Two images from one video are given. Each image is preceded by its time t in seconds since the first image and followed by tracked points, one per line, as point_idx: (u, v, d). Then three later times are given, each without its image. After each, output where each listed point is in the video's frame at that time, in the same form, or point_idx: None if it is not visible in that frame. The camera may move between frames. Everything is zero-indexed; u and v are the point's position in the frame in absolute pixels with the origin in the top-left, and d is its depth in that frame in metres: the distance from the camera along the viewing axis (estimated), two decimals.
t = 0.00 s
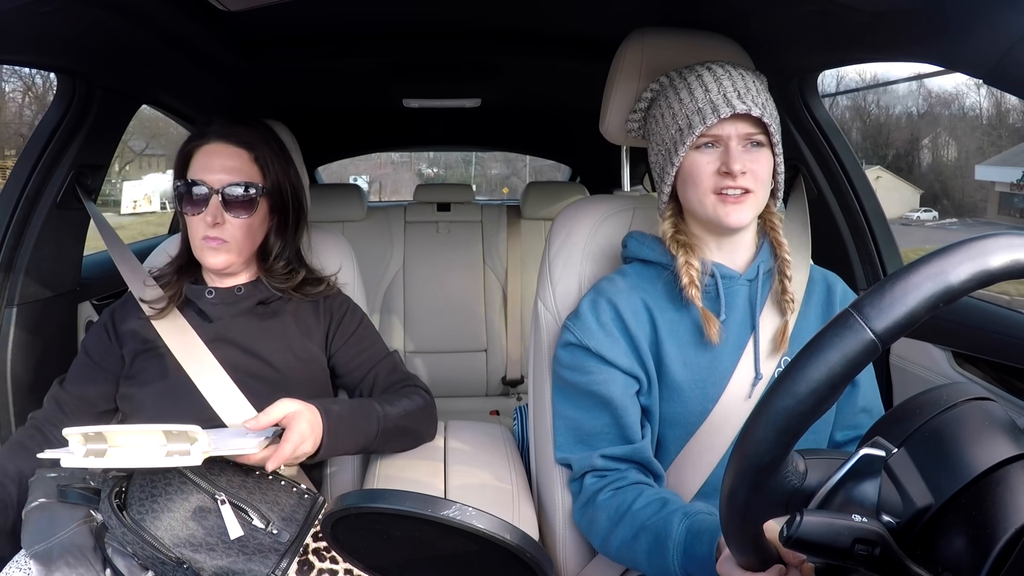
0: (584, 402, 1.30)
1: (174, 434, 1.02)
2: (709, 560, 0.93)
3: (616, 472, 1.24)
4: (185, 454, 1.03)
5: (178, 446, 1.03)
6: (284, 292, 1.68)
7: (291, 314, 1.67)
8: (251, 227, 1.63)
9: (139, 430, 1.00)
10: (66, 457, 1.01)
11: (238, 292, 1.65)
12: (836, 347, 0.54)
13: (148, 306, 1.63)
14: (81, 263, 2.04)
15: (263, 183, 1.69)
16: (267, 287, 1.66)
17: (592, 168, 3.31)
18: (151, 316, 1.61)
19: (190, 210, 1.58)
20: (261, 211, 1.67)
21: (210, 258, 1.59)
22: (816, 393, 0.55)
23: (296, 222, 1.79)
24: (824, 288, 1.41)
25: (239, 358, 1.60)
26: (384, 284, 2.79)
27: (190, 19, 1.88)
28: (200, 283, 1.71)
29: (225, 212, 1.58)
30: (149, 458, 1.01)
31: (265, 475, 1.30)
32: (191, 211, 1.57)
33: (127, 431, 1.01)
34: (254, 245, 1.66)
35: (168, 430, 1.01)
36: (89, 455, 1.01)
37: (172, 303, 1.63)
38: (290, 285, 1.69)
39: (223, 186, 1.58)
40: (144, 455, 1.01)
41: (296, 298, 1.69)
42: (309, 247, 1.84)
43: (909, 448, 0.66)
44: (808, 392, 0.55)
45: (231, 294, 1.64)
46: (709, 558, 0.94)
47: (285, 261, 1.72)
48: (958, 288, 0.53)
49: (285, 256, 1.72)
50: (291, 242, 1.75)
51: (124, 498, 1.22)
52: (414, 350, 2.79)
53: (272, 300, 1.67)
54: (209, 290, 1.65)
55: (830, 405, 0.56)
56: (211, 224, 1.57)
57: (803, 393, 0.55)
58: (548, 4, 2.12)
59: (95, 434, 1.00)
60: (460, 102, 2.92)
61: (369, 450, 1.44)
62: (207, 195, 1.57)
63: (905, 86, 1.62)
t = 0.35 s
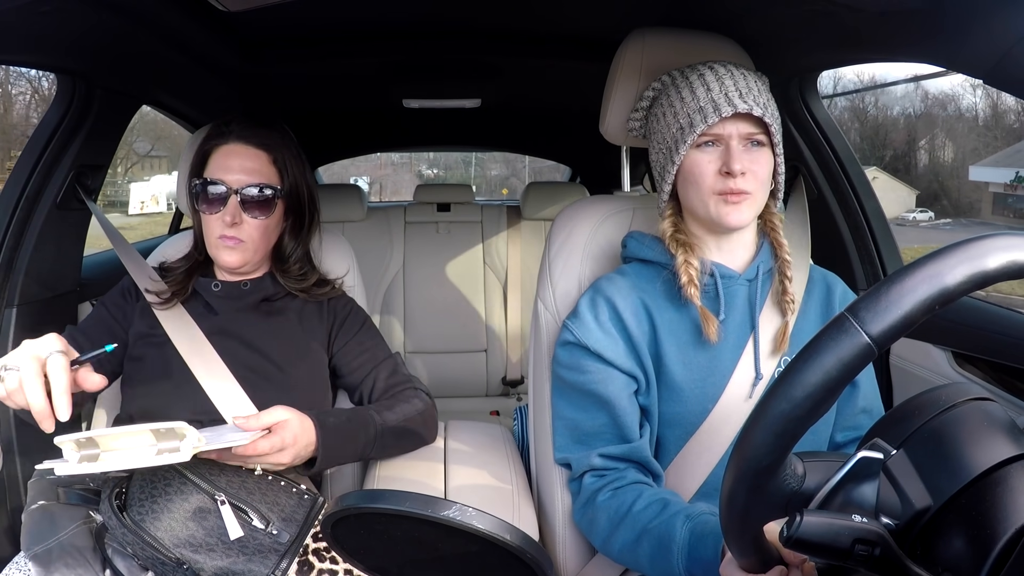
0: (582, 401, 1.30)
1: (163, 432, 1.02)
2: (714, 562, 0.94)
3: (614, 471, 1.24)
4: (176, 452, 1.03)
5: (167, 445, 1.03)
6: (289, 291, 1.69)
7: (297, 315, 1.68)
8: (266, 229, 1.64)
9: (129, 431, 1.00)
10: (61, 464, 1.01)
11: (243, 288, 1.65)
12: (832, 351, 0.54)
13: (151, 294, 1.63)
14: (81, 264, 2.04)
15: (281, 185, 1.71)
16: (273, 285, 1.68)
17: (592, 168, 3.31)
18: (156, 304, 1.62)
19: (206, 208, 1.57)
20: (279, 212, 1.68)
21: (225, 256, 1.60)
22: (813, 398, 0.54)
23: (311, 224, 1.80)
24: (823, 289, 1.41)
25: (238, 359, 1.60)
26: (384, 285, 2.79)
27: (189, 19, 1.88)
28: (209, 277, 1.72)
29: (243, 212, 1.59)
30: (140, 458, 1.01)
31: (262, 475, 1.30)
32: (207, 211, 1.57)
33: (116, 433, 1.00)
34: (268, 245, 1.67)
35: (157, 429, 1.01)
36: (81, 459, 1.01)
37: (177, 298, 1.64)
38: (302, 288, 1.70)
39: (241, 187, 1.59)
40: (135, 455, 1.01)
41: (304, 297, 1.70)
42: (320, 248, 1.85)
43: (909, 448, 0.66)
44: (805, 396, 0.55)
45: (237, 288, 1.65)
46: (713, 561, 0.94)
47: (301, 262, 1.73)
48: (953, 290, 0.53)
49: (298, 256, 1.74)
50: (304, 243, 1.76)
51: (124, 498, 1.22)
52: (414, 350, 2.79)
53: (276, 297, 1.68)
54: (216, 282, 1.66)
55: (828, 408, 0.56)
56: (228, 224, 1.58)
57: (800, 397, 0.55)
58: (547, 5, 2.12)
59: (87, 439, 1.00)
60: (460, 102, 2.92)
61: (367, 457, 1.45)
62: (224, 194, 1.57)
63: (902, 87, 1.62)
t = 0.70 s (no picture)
0: (582, 400, 1.30)
1: (168, 429, 1.03)
2: (717, 563, 0.94)
3: (615, 471, 1.24)
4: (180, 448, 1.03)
5: (171, 441, 1.03)
6: (291, 289, 1.68)
7: (298, 313, 1.68)
8: (269, 228, 1.64)
9: (129, 426, 1.01)
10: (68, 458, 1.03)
11: (246, 287, 1.65)
12: (826, 355, 0.54)
13: (154, 293, 1.62)
14: (81, 263, 2.04)
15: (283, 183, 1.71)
16: (276, 284, 1.67)
17: (592, 168, 3.31)
18: (162, 305, 1.61)
19: (211, 208, 1.57)
20: (281, 212, 1.68)
21: (227, 255, 1.60)
22: (809, 401, 0.54)
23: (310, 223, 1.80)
24: (825, 291, 1.41)
25: (238, 359, 1.59)
26: (384, 285, 2.79)
27: (189, 19, 1.87)
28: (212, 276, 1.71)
29: (245, 210, 1.59)
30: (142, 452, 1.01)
31: (262, 475, 1.30)
32: (208, 209, 1.57)
33: (115, 430, 1.02)
34: (270, 245, 1.67)
35: (161, 425, 1.02)
36: (86, 453, 1.05)
37: (180, 298, 1.63)
38: (304, 285, 1.69)
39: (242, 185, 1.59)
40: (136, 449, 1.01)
41: (306, 296, 1.69)
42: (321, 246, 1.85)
43: (908, 449, 0.66)
44: (802, 401, 0.55)
45: (240, 287, 1.65)
46: (716, 562, 0.94)
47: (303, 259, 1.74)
48: (949, 293, 0.53)
49: (299, 253, 1.74)
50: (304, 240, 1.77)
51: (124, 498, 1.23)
52: (415, 350, 2.79)
53: (279, 297, 1.67)
54: (219, 282, 1.65)
55: (824, 411, 0.55)
56: (231, 222, 1.58)
57: (797, 403, 0.55)
58: (547, 4, 2.12)
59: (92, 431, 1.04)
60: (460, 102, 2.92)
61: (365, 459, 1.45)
62: (226, 192, 1.57)
63: (901, 87, 1.62)
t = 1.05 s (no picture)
0: (582, 400, 1.30)
1: (188, 416, 1.02)
2: (716, 565, 0.94)
3: (616, 471, 1.24)
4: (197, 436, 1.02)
5: (189, 429, 1.02)
6: (286, 287, 1.69)
7: (292, 312, 1.67)
8: (267, 223, 1.64)
9: (151, 411, 1.01)
10: (76, 438, 1.02)
11: (241, 287, 1.65)
12: (825, 355, 0.54)
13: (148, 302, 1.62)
14: (81, 264, 2.04)
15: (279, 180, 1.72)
16: (271, 283, 1.67)
17: (592, 168, 3.31)
18: (153, 313, 1.60)
19: (209, 203, 1.57)
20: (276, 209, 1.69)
21: (224, 250, 1.60)
22: (808, 402, 0.54)
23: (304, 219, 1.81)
24: (825, 292, 1.41)
25: (238, 360, 1.59)
26: (384, 285, 2.79)
27: (188, 19, 1.88)
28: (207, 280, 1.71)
29: (242, 205, 1.59)
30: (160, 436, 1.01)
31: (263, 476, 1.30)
32: (207, 206, 1.57)
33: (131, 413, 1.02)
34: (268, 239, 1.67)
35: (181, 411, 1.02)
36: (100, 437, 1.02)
37: (173, 302, 1.63)
38: (298, 283, 1.70)
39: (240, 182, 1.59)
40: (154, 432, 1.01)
41: (298, 293, 1.69)
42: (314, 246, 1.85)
43: (908, 449, 0.66)
44: (801, 403, 0.55)
45: (235, 288, 1.65)
46: (716, 563, 0.94)
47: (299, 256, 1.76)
48: (950, 292, 0.53)
49: (296, 251, 1.76)
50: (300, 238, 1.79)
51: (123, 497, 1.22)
52: (415, 350, 2.79)
53: (273, 295, 1.67)
54: (213, 283, 1.65)
55: (824, 412, 0.55)
56: (229, 217, 1.58)
57: (796, 404, 0.55)
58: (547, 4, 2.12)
59: (106, 415, 1.02)
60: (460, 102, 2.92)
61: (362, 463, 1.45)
62: (225, 190, 1.58)
63: (899, 87, 1.62)
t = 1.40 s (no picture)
0: (583, 400, 1.30)
1: (206, 387, 1.07)
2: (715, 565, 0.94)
3: (616, 471, 1.24)
4: (212, 405, 1.06)
5: (205, 398, 1.07)
6: (284, 284, 1.70)
7: (291, 310, 1.67)
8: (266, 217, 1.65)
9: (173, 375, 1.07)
10: (96, 390, 1.10)
11: (239, 286, 1.66)
12: (825, 356, 0.54)
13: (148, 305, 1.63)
14: (81, 264, 2.04)
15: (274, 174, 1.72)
16: (269, 281, 1.68)
17: (592, 168, 3.31)
18: (155, 317, 1.61)
19: (208, 200, 1.58)
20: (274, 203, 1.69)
21: (224, 246, 1.59)
22: (808, 402, 0.54)
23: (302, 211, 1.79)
24: (825, 292, 1.41)
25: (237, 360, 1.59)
26: (383, 286, 2.79)
27: (188, 19, 1.88)
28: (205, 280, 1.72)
29: (241, 199, 1.60)
30: (177, 399, 1.07)
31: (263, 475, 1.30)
32: (206, 201, 1.58)
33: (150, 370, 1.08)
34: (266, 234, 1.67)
35: (201, 380, 1.07)
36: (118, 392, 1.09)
37: (173, 303, 1.63)
38: (296, 279, 1.71)
39: (238, 177, 1.60)
40: (171, 395, 1.07)
41: (298, 290, 1.70)
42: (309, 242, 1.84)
43: (908, 449, 0.66)
44: (801, 403, 0.55)
45: (234, 287, 1.65)
46: (716, 563, 0.94)
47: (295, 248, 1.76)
48: (948, 293, 0.53)
49: (293, 245, 1.75)
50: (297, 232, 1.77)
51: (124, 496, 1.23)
52: (415, 350, 2.79)
53: (272, 294, 1.68)
54: (211, 284, 1.66)
55: (824, 411, 0.55)
56: (229, 212, 1.59)
57: (795, 404, 0.55)
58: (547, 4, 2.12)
59: (126, 373, 1.09)
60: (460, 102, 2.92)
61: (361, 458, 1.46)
62: (224, 186, 1.58)
63: (898, 87, 1.62)
